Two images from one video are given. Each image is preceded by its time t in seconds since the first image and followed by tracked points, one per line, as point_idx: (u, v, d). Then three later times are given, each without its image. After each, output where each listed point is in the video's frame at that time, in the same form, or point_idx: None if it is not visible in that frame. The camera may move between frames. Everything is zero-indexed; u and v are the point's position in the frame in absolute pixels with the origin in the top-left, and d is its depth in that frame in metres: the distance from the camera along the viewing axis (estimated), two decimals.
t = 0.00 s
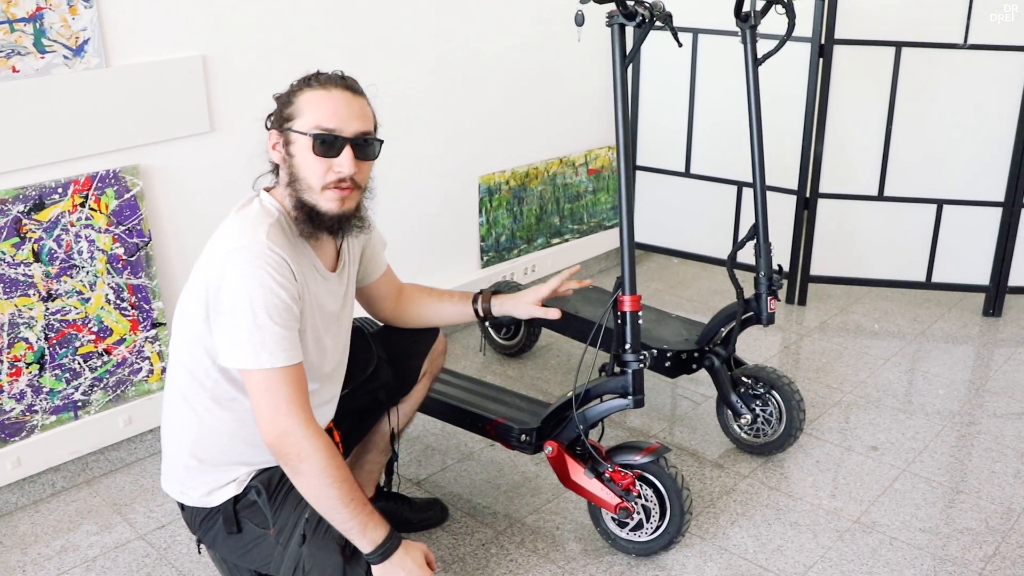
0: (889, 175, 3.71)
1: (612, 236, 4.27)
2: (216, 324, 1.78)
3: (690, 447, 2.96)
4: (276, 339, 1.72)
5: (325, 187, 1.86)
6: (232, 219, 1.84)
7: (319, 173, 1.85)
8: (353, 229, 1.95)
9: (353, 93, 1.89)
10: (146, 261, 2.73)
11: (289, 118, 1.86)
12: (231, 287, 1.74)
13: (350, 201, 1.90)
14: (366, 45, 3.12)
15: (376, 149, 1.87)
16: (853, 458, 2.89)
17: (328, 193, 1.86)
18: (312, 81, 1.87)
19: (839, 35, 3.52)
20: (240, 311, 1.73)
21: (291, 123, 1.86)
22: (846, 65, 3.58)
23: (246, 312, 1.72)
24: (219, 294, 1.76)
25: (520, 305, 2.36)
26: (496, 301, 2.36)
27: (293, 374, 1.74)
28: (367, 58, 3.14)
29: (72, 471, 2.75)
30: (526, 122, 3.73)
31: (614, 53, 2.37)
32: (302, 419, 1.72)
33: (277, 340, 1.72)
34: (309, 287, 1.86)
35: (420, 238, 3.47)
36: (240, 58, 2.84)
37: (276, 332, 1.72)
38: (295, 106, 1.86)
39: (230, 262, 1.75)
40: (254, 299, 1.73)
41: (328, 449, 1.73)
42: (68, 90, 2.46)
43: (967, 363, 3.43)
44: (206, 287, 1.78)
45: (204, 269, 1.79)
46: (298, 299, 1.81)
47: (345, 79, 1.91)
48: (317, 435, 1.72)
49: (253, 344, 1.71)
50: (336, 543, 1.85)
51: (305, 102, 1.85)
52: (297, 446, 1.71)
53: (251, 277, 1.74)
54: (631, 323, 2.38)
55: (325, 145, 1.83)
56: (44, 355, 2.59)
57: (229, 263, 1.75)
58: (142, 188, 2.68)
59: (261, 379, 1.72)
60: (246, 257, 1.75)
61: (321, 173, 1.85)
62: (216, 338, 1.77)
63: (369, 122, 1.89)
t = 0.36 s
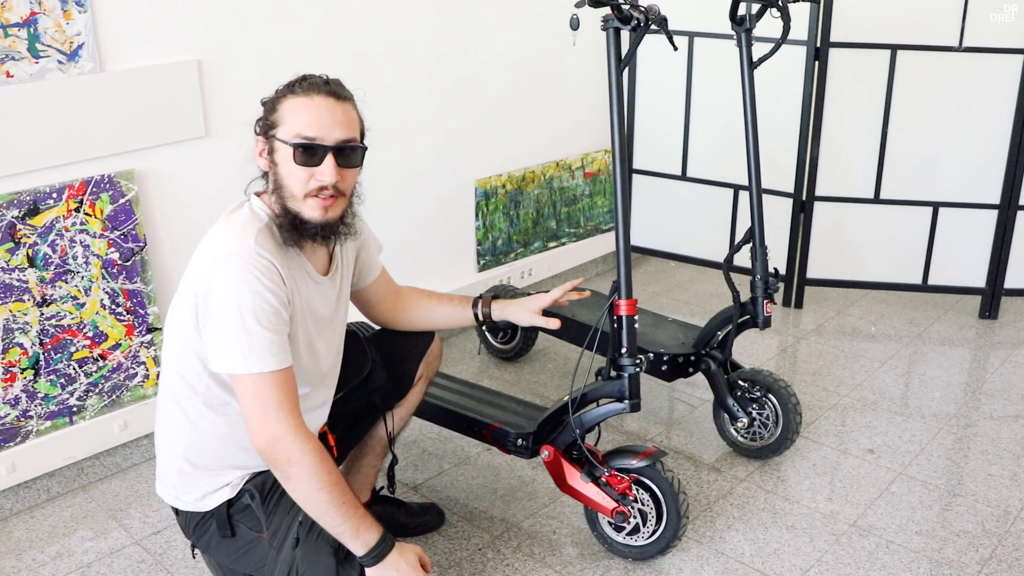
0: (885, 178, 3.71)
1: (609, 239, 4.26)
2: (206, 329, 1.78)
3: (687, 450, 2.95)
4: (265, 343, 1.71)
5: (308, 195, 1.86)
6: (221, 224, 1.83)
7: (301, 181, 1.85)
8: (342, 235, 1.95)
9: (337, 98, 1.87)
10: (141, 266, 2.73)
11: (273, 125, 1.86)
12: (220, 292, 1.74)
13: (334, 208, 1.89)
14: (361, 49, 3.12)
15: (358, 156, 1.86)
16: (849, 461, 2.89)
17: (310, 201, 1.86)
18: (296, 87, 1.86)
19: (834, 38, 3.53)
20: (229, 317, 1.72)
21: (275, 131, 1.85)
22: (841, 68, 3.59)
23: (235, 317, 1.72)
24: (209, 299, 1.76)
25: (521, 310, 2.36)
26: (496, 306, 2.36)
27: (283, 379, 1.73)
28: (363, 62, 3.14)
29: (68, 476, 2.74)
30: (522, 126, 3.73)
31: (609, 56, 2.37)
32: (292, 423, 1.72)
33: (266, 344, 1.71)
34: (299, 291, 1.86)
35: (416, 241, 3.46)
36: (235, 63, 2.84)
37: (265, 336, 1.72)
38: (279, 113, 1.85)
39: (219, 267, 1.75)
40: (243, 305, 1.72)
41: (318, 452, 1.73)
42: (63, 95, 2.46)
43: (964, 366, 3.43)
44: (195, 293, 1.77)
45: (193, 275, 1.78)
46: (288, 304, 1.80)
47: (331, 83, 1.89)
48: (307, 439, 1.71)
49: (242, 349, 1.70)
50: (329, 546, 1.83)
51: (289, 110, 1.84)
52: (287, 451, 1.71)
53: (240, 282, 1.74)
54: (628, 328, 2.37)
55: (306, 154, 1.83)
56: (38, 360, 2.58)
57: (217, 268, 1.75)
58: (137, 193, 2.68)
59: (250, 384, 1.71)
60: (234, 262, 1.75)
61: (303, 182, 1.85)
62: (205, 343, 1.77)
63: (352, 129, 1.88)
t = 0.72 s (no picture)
0: (883, 181, 3.71)
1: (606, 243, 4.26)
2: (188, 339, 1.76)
3: (684, 454, 2.95)
4: (245, 354, 1.68)
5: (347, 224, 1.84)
6: (204, 233, 1.81)
7: (350, 213, 1.81)
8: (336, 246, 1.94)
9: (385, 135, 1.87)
10: (137, 270, 2.72)
11: (342, 151, 1.77)
12: (201, 302, 1.72)
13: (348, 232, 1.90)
14: (358, 53, 3.12)
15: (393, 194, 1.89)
16: (847, 465, 2.88)
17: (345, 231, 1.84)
18: (362, 117, 1.80)
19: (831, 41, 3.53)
20: (209, 328, 1.70)
21: (345, 159, 1.77)
22: (838, 71, 3.59)
23: (215, 328, 1.69)
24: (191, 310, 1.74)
25: (515, 310, 2.35)
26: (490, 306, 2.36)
27: (262, 389, 1.70)
28: (359, 66, 3.13)
29: (64, 481, 2.74)
30: (519, 129, 3.73)
31: (606, 60, 2.37)
32: (273, 434, 1.68)
33: (247, 355, 1.69)
34: (282, 298, 1.83)
35: (413, 245, 3.46)
36: (232, 68, 2.84)
37: (246, 348, 1.69)
38: (346, 138, 1.78)
39: (200, 277, 1.73)
40: (223, 315, 1.70)
41: (301, 461, 1.70)
42: (59, 100, 2.45)
43: (962, 369, 3.43)
44: (179, 303, 1.76)
45: (176, 285, 1.76)
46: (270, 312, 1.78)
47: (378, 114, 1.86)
48: (289, 449, 1.69)
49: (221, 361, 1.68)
50: (320, 550, 1.84)
51: (362, 143, 1.78)
52: (269, 462, 1.68)
53: (220, 292, 1.71)
54: (625, 331, 2.37)
55: (370, 193, 1.81)
56: (34, 365, 2.58)
57: (199, 279, 1.73)
58: (134, 198, 2.68)
59: (231, 396, 1.69)
60: (214, 272, 1.72)
61: (351, 214, 1.82)
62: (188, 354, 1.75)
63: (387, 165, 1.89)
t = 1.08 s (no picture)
0: (882, 183, 3.70)
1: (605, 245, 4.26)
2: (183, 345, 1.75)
3: (682, 457, 2.94)
4: (240, 362, 1.67)
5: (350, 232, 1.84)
6: (199, 239, 1.79)
7: (355, 223, 1.82)
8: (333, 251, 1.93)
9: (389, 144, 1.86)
10: (134, 272, 2.71)
11: (348, 163, 1.76)
12: (195, 309, 1.70)
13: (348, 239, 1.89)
14: (357, 55, 3.12)
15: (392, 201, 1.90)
16: (846, 468, 2.87)
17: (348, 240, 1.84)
18: (370, 127, 1.79)
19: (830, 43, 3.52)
20: (203, 336, 1.68)
21: (352, 170, 1.77)
22: (837, 73, 3.58)
23: (209, 336, 1.68)
24: (186, 316, 1.72)
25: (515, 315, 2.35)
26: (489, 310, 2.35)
27: (252, 398, 1.68)
28: (357, 67, 3.13)
29: (59, 484, 2.73)
30: (517, 131, 3.72)
31: (604, 62, 2.36)
32: (262, 443, 1.67)
33: (241, 363, 1.67)
34: (277, 304, 1.83)
35: (411, 247, 3.45)
36: (231, 70, 2.84)
37: (241, 356, 1.68)
38: (354, 150, 1.77)
39: (194, 284, 1.71)
40: (218, 323, 1.69)
41: (291, 470, 1.68)
42: (55, 101, 2.45)
43: (961, 372, 3.42)
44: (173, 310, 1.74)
45: (170, 292, 1.75)
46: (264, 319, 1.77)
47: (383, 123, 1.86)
48: (278, 459, 1.67)
49: (215, 369, 1.66)
50: (314, 552, 1.83)
51: (370, 154, 1.78)
52: (258, 472, 1.66)
53: (214, 299, 1.70)
54: (622, 334, 2.36)
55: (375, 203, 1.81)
56: (30, 368, 2.57)
57: (193, 286, 1.71)
58: (131, 199, 2.67)
59: (222, 405, 1.67)
60: (208, 279, 1.71)
61: (356, 224, 1.82)
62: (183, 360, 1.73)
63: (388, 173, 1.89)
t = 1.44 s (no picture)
0: (888, 186, 3.67)
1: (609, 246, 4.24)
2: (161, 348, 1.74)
3: (680, 460, 2.92)
4: (208, 369, 1.65)
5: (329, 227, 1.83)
6: (181, 242, 1.78)
7: (331, 218, 1.81)
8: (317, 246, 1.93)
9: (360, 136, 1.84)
10: (132, 270, 2.72)
11: (315, 161, 1.75)
12: (169, 314, 1.69)
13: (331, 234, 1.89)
14: (358, 55, 3.12)
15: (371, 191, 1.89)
16: (846, 473, 2.84)
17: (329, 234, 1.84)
18: (335, 121, 1.77)
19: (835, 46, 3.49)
20: (174, 342, 1.67)
21: (320, 168, 1.76)
22: (843, 75, 3.55)
23: (179, 343, 1.66)
24: (162, 320, 1.71)
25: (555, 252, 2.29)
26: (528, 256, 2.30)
27: (222, 403, 1.66)
28: (358, 67, 3.13)
29: (56, 480, 2.74)
30: (520, 132, 3.71)
31: (600, 62, 2.34)
32: (231, 448, 1.65)
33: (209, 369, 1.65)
34: (257, 304, 1.80)
35: (411, 247, 3.45)
36: (230, 69, 2.84)
37: (210, 361, 1.65)
38: (320, 147, 1.75)
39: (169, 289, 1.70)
40: (187, 329, 1.66)
41: (262, 473, 1.67)
42: (53, 100, 2.45)
43: (967, 378, 3.38)
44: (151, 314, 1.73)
45: (150, 295, 1.74)
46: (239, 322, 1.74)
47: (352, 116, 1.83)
48: (248, 463, 1.65)
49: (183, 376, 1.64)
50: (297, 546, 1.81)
51: (337, 149, 1.76)
52: (228, 476, 1.65)
53: (185, 305, 1.68)
54: (618, 335, 2.33)
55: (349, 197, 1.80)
56: (27, 364, 2.58)
57: (168, 291, 1.70)
58: (129, 197, 2.68)
59: (192, 410, 1.65)
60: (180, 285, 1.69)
61: (333, 219, 1.81)
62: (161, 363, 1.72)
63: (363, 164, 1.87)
